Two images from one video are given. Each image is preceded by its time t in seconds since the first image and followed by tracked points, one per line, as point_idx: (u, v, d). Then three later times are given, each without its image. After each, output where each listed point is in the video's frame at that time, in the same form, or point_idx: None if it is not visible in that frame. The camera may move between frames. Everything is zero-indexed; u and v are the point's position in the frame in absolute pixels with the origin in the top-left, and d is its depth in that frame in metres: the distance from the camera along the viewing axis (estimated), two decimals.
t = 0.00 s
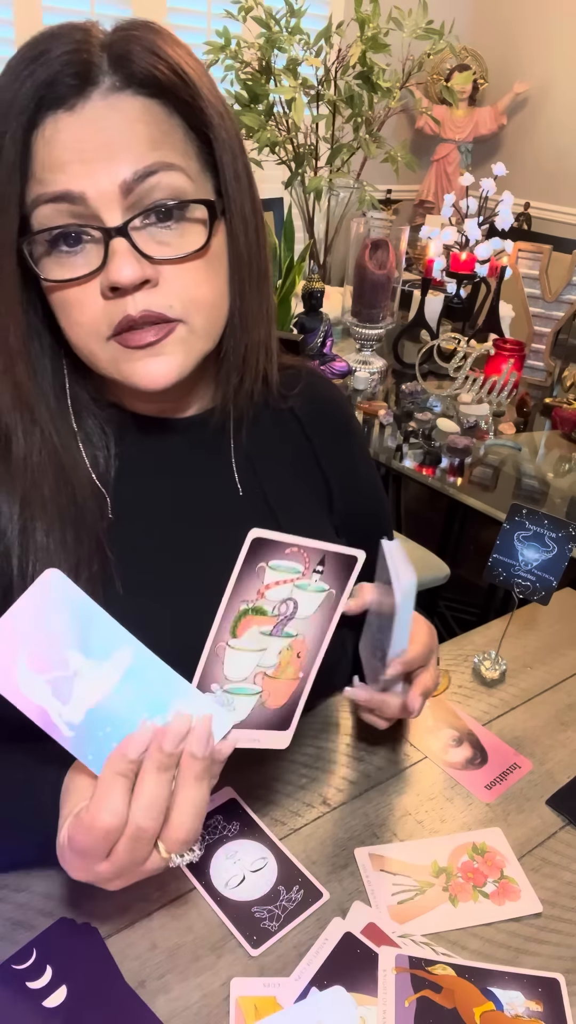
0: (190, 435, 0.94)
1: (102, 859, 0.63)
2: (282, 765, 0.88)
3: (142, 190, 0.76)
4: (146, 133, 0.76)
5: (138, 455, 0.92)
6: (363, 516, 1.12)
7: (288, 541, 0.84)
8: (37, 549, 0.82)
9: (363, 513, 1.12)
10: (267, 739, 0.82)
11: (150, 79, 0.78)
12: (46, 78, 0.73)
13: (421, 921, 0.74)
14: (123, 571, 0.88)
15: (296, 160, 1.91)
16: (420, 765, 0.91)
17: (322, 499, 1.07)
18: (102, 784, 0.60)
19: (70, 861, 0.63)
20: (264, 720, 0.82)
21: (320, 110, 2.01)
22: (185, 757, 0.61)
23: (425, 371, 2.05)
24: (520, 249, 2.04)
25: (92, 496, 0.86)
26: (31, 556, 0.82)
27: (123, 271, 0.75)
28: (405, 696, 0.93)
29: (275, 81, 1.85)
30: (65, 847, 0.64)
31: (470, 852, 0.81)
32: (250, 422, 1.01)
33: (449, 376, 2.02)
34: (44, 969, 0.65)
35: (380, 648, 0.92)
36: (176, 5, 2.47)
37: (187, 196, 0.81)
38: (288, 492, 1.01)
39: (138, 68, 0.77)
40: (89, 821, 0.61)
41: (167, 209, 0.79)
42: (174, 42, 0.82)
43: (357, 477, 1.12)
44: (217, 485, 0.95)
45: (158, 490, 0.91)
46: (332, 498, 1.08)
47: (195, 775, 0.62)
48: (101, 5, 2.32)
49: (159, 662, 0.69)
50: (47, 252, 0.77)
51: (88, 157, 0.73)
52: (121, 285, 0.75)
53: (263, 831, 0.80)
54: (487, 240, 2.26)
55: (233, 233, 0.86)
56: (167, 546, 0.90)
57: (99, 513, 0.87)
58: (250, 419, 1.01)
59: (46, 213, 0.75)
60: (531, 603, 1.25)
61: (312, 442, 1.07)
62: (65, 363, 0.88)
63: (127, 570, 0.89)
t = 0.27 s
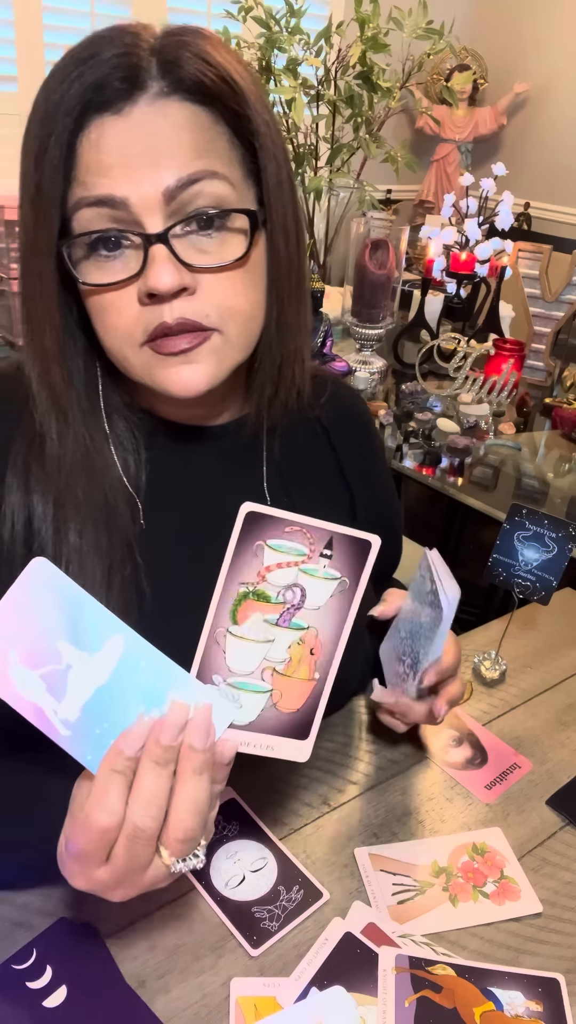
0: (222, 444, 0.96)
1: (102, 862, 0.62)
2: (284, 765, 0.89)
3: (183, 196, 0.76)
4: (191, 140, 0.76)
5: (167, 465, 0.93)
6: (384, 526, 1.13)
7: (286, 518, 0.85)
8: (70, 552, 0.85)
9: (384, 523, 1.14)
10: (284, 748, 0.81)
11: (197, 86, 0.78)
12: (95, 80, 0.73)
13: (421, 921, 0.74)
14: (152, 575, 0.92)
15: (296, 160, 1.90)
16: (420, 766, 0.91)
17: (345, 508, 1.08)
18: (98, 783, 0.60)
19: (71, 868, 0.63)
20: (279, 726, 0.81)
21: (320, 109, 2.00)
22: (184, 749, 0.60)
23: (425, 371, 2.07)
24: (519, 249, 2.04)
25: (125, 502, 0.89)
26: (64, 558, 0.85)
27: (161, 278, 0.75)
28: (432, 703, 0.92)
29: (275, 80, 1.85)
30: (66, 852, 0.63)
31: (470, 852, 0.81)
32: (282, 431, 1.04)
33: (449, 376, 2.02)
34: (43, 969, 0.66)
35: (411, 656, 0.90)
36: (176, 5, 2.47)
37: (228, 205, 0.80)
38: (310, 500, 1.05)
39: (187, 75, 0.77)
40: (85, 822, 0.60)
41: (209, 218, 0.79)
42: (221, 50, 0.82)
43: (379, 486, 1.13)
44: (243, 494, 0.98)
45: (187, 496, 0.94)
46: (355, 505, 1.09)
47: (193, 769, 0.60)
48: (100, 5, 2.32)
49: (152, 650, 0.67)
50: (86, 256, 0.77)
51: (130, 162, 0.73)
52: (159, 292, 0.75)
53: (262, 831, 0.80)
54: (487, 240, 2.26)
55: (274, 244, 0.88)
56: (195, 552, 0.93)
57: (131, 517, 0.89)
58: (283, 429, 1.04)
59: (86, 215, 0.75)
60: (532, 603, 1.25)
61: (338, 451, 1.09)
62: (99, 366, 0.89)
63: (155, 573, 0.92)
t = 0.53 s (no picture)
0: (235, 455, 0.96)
1: (103, 880, 0.62)
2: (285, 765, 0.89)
3: (205, 203, 0.76)
4: (216, 148, 0.76)
5: (180, 475, 0.93)
6: (391, 535, 1.15)
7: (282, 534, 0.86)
8: (81, 557, 0.84)
9: (392, 532, 1.15)
10: (282, 766, 0.80)
11: (225, 93, 0.78)
12: (119, 83, 0.74)
13: (421, 921, 0.74)
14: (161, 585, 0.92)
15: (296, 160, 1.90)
16: (420, 766, 0.91)
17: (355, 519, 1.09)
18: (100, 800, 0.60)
19: (69, 883, 0.63)
20: (280, 743, 0.80)
21: (320, 109, 2.00)
22: (182, 765, 0.60)
23: (424, 371, 2.08)
24: (520, 250, 2.03)
25: (137, 510, 0.88)
26: (74, 564, 0.85)
27: (179, 286, 0.74)
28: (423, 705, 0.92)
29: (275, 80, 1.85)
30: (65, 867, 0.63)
31: (470, 852, 0.81)
32: (301, 442, 1.04)
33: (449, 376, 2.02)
34: (44, 968, 0.66)
35: (405, 657, 0.91)
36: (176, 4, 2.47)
37: (252, 214, 0.81)
38: (322, 510, 1.05)
39: (213, 81, 0.77)
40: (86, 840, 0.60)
41: (231, 226, 0.79)
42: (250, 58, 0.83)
43: (389, 496, 1.14)
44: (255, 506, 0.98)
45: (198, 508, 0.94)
46: (367, 516, 1.09)
47: (192, 785, 0.60)
48: (100, 5, 2.32)
49: (149, 665, 0.67)
50: (105, 259, 0.78)
51: (153, 164, 0.73)
52: (177, 300, 0.75)
53: (262, 831, 0.80)
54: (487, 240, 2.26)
55: (295, 254, 0.89)
56: (207, 562, 0.94)
57: (142, 525, 0.89)
58: (301, 440, 1.05)
59: (105, 218, 0.76)
60: (531, 603, 1.25)
61: (351, 462, 1.10)
62: (113, 371, 0.89)
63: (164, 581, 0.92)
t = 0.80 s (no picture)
0: (234, 457, 0.96)
1: (110, 870, 0.62)
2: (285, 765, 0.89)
3: (205, 209, 0.76)
4: (216, 152, 0.76)
5: (180, 479, 0.93)
6: (391, 536, 1.15)
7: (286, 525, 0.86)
8: (80, 562, 0.84)
9: (392, 532, 1.15)
10: (287, 757, 0.80)
11: (223, 95, 0.78)
12: (117, 88, 0.73)
13: (421, 921, 0.74)
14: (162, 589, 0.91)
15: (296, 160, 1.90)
16: (420, 766, 0.91)
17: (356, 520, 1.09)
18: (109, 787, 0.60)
19: (76, 873, 0.63)
20: (285, 736, 0.80)
21: (320, 110, 2.00)
22: (189, 755, 0.60)
23: (425, 371, 2.08)
24: (520, 250, 2.03)
25: (138, 515, 0.88)
26: (74, 568, 0.85)
27: (181, 293, 0.74)
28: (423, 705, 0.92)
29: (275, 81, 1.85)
30: (72, 859, 0.64)
31: (470, 852, 0.81)
32: (300, 444, 1.04)
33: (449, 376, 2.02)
34: (44, 969, 0.65)
35: (406, 658, 0.91)
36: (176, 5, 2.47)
37: (252, 218, 0.81)
38: (322, 511, 1.05)
39: (212, 85, 0.77)
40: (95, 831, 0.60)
41: (231, 230, 0.79)
42: (246, 59, 0.82)
43: (389, 497, 1.14)
44: (255, 508, 0.98)
45: (198, 511, 0.94)
46: (366, 516, 1.09)
47: (199, 773, 0.60)
48: (100, 6, 2.32)
49: (158, 656, 0.68)
50: (104, 265, 0.77)
51: (154, 169, 0.73)
52: (179, 307, 0.75)
53: (262, 830, 0.80)
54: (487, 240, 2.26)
55: (294, 256, 0.89)
56: (208, 564, 0.93)
57: (143, 528, 0.89)
58: (301, 442, 1.05)
59: (104, 223, 0.75)
60: (532, 603, 1.25)
61: (350, 463, 1.10)
62: (113, 374, 0.89)
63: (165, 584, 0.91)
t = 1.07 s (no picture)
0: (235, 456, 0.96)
1: (121, 865, 0.63)
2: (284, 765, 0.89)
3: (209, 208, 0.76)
4: (221, 153, 0.76)
5: (180, 478, 0.93)
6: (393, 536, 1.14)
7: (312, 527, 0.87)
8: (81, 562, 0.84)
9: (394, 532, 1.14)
10: (294, 755, 0.80)
11: (227, 96, 0.78)
12: (121, 87, 0.73)
13: (421, 921, 0.74)
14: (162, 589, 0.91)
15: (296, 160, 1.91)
16: (420, 766, 0.91)
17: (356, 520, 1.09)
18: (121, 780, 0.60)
19: (87, 865, 0.63)
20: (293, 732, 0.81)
21: (320, 110, 2.00)
22: (203, 749, 0.60)
23: (424, 371, 2.08)
24: (520, 250, 2.03)
25: (138, 514, 0.88)
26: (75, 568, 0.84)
27: (184, 293, 0.74)
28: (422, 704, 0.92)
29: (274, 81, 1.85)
30: (84, 852, 0.64)
31: (470, 852, 0.81)
32: (301, 444, 1.05)
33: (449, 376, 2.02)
34: (44, 968, 0.66)
35: (406, 657, 0.91)
36: (176, 5, 2.47)
37: (256, 219, 0.81)
38: (322, 512, 1.05)
39: (217, 86, 0.77)
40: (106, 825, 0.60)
41: (235, 231, 0.79)
42: (252, 60, 0.83)
43: (391, 499, 1.14)
44: (255, 507, 0.98)
45: (198, 510, 0.94)
46: (367, 518, 1.09)
47: (212, 767, 0.60)
48: (100, 6, 2.32)
49: (178, 652, 0.69)
50: (107, 264, 0.78)
51: (158, 169, 0.73)
52: (182, 307, 0.75)
53: (262, 830, 0.80)
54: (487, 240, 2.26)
55: (298, 256, 0.89)
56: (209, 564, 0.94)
57: (143, 528, 0.89)
58: (301, 443, 1.05)
59: (107, 222, 0.76)
60: (532, 603, 1.25)
61: (351, 465, 1.10)
62: (114, 373, 0.89)
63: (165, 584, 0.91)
